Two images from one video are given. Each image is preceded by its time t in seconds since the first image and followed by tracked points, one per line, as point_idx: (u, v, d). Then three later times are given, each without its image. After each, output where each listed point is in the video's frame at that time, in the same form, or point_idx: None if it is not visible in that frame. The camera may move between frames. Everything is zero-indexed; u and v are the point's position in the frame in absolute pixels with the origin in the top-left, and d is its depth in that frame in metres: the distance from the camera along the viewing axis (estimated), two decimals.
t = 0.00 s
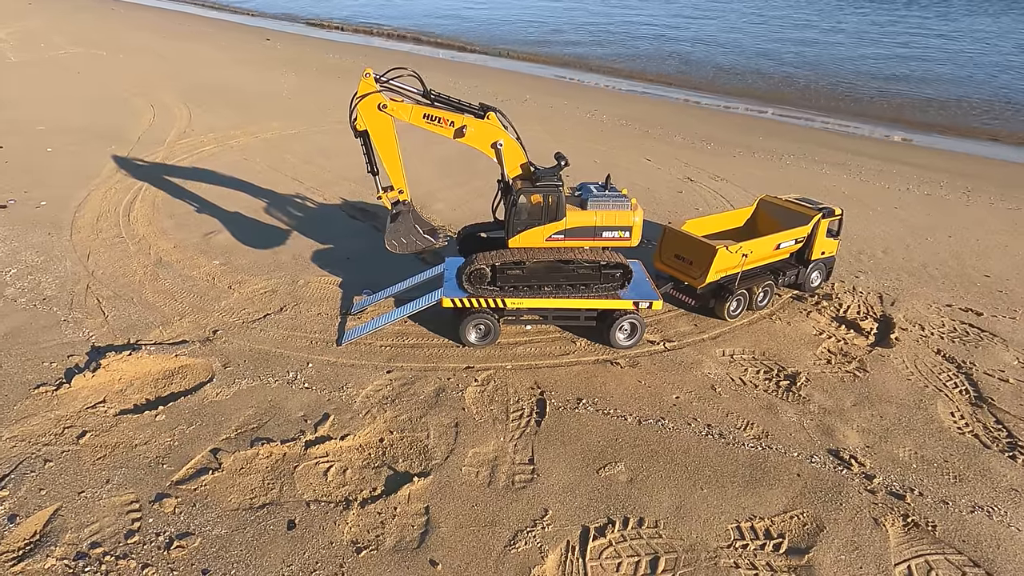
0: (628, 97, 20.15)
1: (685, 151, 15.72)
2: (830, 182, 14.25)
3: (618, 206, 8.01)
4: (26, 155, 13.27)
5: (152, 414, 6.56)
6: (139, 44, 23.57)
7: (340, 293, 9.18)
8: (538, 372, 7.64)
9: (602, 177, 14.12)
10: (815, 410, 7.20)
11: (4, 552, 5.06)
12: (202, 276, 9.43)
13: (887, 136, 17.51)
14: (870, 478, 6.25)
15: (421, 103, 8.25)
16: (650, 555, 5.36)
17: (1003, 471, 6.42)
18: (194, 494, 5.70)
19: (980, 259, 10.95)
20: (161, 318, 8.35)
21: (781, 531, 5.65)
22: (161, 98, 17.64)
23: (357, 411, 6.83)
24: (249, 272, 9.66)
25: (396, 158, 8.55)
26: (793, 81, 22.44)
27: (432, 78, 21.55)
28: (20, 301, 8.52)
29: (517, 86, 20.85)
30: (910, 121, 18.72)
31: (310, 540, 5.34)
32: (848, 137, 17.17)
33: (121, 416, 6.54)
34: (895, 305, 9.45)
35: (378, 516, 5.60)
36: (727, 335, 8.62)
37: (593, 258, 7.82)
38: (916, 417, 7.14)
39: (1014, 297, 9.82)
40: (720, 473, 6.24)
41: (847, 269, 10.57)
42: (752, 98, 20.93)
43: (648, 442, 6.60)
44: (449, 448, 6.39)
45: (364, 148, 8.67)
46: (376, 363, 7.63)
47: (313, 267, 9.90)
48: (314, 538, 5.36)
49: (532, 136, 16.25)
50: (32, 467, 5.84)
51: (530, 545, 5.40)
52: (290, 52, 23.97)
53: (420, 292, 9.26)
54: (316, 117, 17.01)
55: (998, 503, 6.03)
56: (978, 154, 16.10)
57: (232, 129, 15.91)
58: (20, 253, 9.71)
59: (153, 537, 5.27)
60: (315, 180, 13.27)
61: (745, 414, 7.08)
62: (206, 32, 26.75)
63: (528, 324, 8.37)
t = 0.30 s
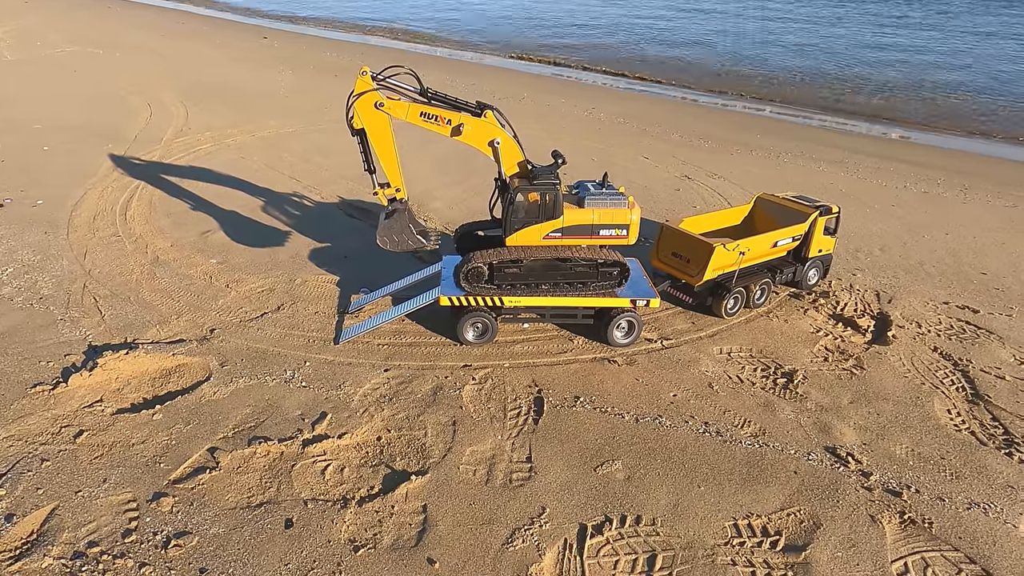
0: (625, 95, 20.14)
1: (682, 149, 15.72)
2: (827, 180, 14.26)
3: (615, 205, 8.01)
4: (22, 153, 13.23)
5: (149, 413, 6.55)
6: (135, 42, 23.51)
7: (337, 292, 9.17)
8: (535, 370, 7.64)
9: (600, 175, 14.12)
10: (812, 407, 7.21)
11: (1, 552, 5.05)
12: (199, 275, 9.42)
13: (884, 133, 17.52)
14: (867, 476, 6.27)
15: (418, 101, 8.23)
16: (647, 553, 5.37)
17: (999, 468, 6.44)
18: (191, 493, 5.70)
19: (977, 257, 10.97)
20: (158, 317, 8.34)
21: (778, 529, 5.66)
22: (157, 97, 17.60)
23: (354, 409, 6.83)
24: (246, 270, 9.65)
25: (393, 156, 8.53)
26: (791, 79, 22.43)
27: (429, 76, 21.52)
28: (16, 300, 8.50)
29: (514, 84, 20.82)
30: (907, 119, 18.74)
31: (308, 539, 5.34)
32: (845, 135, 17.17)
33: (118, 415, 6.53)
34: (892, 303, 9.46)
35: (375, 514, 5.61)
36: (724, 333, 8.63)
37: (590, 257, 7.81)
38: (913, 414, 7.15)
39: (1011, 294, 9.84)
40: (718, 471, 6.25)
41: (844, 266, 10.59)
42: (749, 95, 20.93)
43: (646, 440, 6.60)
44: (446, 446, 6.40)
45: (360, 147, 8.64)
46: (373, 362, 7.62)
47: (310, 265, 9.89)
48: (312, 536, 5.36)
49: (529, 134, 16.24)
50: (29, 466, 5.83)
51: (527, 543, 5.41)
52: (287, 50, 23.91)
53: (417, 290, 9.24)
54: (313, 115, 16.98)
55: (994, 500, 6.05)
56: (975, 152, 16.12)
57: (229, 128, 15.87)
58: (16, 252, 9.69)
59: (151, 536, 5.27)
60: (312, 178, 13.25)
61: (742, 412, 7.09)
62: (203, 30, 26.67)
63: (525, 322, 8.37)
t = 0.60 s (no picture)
0: (625, 91, 20.08)
1: (682, 145, 15.68)
2: (827, 176, 14.23)
3: (616, 200, 7.99)
4: (19, 149, 13.16)
5: (148, 409, 6.51)
6: (132, 39, 23.41)
7: (336, 288, 9.13)
8: (536, 366, 7.60)
9: (599, 171, 14.08)
10: (814, 403, 7.19)
11: None
12: (197, 271, 9.37)
13: (883, 129, 17.49)
14: (869, 471, 6.24)
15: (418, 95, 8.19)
16: (649, 548, 5.34)
17: (1002, 463, 6.42)
18: (191, 489, 5.66)
19: (977, 252, 10.94)
20: (156, 313, 8.29)
21: (781, 524, 5.63)
22: (155, 93, 17.52)
23: (354, 405, 6.79)
24: (245, 266, 9.60)
25: (392, 150, 8.48)
26: (790, 75, 22.37)
27: (428, 72, 21.45)
28: (13, 296, 8.44)
29: (513, 80, 20.75)
30: (907, 115, 18.71)
31: (308, 535, 5.30)
32: (845, 131, 17.13)
33: (116, 411, 6.49)
34: (893, 298, 9.44)
35: (376, 510, 5.57)
36: (725, 328, 8.60)
37: (591, 252, 7.76)
38: (915, 409, 7.13)
39: (1012, 290, 9.81)
40: (719, 466, 6.22)
41: (845, 262, 10.56)
42: (749, 92, 20.88)
43: (647, 435, 6.57)
44: (447, 442, 6.36)
45: (360, 141, 8.59)
46: (373, 357, 7.58)
47: (309, 261, 9.85)
48: (311, 532, 5.33)
49: (528, 130, 16.19)
50: (26, 463, 5.79)
51: (528, 539, 5.37)
52: (285, 47, 23.83)
53: (416, 286, 9.19)
54: (312, 112, 16.92)
55: (997, 495, 6.02)
56: (975, 148, 16.09)
57: (227, 124, 15.80)
58: (13, 248, 9.63)
59: (149, 533, 5.23)
60: (310, 174, 13.19)
61: (743, 407, 7.06)
62: (201, 27, 26.56)
63: (526, 318, 8.33)
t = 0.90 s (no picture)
0: (621, 89, 20.08)
1: (678, 144, 15.69)
2: (823, 174, 14.26)
3: (612, 197, 8.02)
4: (14, 149, 13.12)
5: (143, 408, 6.51)
6: (128, 37, 23.35)
7: (332, 287, 9.13)
8: (531, 364, 7.62)
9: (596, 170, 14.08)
10: (808, 400, 7.21)
11: None
12: (193, 270, 9.36)
13: (879, 127, 17.53)
14: (863, 468, 6.27)
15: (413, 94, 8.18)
16: (644, 546, 5.36)
17: (995, 460, 6.45)
18: (186, 488, 5.66)
19: (972, 250, 10.98)
20: (152, 312, 8.28)
21: (775, 521, 5.66)
22: (150, 92, 17.48)
23: (350, 404, 6.80)
24: (241, 265, 9.59)
25: (388, 150, 8.49)
26: (786, 73, 22.41)
27: (424, 71, 21.43)
28: (8, 296, 8.43)
29: (509, 79, 20.74)
30: (903, 113, 18.74)
31: (303, 534, 5.31)
32: (841, 129, 17.16)
33: (112, 411, 6.48)
34: (887, 296, 9.47)
35: (371, 509, 5.58)
36: (721, 326, 8.62)
37: (586, 250, 7.77)
38: (909, 407, 7.16)
39: (1006, 287, 9.85)
40: (714, 464, 6.24)
41: (840, 260, 10.59)
42: (745, 90, 20.88)
43: (642, 433, 6.59)
44: (442, 441, 6.37)
45: (355, 141, 8.59)
46: (368, 356, 7.59)
47: (305, 260, 9.84)
48: (307, 531, 5.33)
49: (524, 129, 16.19)
50: (21, 463, 5.78)
51: (523, 537, 5.39)
52: (281, 45, 23.78)
53: (412, 285, 9.20)
54: (308, 111, 16.89)
55: (990, 492, 6.06)
56: (970, 146, 16.13)
57: (223, 123, 15.77)
58: (8, 247, 9.61)
59: (145, 532, 5.23)
60: (306, 173, 13.18)
61: (738, 405, 7.09)
62: (196, 25, 26.49)
63: (521, 316, 8.34)
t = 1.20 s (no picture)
0: (619, 87, 20.05)
1: (676, 141, 15.68)
2: (821, 171, 14.25)
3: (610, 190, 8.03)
4: (10, 147, 13.07)
5: (141, 406, 6.49)
6: (124, 35, 23.26)
7: (331, 284, 9.11)
8: (530, 361, 7.61)
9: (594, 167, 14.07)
10: (807, 397, 7.21)
11: None
12: (190, 268, 9.33)
13: (877, 125, 17.53)
14: (862, 464, 6.27)
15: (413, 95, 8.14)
16: (643, 542, 5.36)
17: (994, 455, 6.46)
18: (184, 486, 5.65)
19: (970, 247, 10.99)
20: (149, 310, 8.26)
21: (774, 517, 5.66)
22: (147, 90, 17.43)
23: (348, 401, 6.78)
24: (239, 263, 9.56)
25: (388, 153, 8.48)
26: (784, 71, 22.39)
27: (422, 69, 21.39)
28: (4, 294, 8.39)
29: (508, 76, 20.71)
30: (901, 110, 18.74)
31: (302, 531, 5.30)
32: (839, 126, 17.16)
33: (109, 408, 6.46)
34: (886, 293, 9.47)
35: (370, 506, 5.57)
36: (719, 323, 8.61)
37: (585, 247, 7.78)
38: (907, 403, 7.16)
39: (1004, 284, 9.86)
40: (713, 460, 6.23)
41: (838, 257, 10.59)
42: (743, 87, 20.86)
43: (641, 430, 6.59)
44: (441, 438, 6.36)
45: (354, 143, 8.56)
46: (367, 354, 7.57)
47: (303, 258, 9.82)
48: (306, 528, 5.32)
49: (522, 126, 16.18)
50: (18, 460, 5.76)
51: (522, 533, 5.38)
52: (278, 43, 23.72)
53: (411, 282, 9.18)
54: (305, 109, 16.84)
55: (989, 488, 6.06)
56: (968, 144, 16.14)
57: (221, 121, 15.73)
58: (4, 245, 9.57)
59: (143, 529, 5.22)
60: (304, 171, 13.15)
61: (737, 402, 7.08)
62: (193, 23, 26.40)
63: (520, 313, 8.33)
